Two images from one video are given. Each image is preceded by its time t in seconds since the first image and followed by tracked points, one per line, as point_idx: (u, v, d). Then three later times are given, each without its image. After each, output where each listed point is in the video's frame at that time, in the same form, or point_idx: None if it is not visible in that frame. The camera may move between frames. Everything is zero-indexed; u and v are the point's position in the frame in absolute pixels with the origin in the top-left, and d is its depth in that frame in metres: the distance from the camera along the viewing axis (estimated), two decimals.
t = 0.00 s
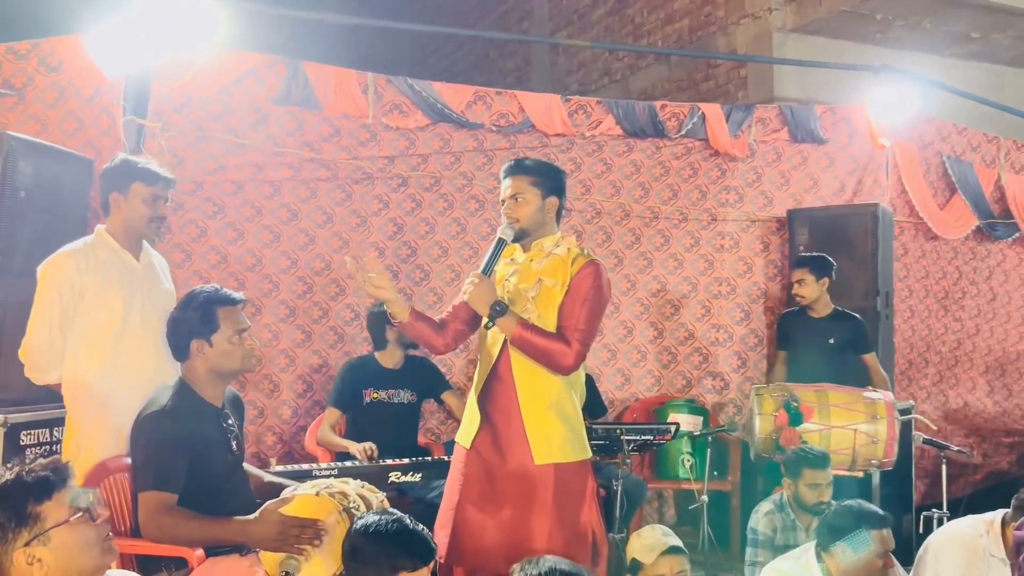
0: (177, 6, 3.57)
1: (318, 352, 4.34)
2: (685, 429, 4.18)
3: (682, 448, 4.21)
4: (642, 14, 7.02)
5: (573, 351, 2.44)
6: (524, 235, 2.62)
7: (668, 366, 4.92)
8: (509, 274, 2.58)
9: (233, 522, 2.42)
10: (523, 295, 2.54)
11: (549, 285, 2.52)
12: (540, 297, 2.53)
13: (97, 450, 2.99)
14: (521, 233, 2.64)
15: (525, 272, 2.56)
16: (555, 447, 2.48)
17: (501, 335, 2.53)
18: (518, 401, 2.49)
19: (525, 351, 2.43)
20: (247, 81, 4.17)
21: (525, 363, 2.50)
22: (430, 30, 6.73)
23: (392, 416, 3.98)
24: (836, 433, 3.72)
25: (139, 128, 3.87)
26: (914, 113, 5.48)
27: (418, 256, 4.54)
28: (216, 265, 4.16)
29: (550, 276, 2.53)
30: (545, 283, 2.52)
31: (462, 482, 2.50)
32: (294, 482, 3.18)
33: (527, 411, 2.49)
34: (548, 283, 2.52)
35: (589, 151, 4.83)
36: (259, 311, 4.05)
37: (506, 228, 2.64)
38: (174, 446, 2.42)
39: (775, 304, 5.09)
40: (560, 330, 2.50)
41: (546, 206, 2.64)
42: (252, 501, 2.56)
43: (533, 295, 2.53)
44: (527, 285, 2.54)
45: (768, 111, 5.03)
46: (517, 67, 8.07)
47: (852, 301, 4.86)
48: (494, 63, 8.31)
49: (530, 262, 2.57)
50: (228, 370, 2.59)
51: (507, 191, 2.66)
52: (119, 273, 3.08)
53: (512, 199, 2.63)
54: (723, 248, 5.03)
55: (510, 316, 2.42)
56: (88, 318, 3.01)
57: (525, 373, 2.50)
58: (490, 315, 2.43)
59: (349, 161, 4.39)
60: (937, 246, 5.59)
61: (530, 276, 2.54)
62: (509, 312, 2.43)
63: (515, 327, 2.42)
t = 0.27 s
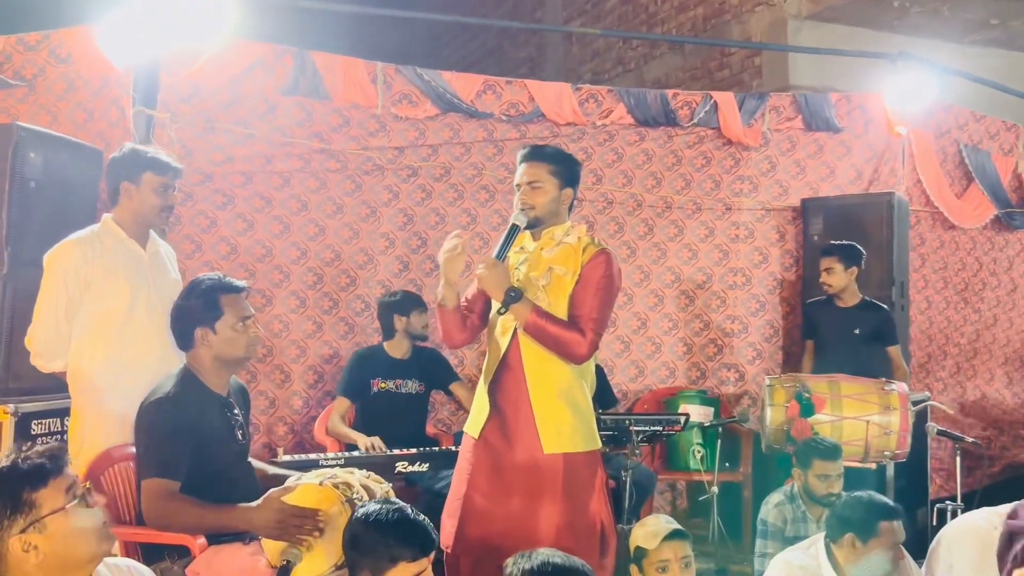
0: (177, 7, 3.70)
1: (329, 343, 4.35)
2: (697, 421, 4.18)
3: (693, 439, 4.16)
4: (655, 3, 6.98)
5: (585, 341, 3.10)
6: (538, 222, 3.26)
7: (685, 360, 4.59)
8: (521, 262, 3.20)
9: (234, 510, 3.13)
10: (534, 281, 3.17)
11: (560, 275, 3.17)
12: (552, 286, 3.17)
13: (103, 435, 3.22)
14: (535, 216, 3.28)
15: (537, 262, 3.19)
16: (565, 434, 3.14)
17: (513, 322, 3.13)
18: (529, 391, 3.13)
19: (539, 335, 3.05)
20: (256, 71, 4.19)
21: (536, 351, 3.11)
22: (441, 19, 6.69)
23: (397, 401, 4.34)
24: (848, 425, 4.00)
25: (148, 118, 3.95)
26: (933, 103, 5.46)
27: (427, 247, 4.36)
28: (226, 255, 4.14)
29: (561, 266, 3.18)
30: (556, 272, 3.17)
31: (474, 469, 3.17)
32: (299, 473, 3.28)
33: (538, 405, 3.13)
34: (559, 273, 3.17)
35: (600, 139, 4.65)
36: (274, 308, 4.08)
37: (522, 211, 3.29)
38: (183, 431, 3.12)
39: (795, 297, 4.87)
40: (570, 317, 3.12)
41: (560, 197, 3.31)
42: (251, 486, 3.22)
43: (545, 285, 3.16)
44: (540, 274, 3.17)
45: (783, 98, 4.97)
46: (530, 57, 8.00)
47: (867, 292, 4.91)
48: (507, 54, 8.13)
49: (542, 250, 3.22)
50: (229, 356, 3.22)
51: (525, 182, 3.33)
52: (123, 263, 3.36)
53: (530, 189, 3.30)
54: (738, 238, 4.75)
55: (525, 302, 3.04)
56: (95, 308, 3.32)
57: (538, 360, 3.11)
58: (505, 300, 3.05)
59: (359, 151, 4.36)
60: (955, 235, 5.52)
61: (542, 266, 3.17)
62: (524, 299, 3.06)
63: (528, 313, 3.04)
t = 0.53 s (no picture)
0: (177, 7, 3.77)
1: (341, 331, 4.33)
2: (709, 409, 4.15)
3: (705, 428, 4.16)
4: None
5: (614, 326, 3.11)
6: (561, 206, 3.25)
7: (698, 347, 4.52)
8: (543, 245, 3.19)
9: (240, 494, 3.11)
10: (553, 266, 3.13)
11: (581, 259, 3.15)
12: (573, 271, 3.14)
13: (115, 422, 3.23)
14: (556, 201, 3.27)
15: (557, 246, 3.18)
16: (583, 419, 3.14)
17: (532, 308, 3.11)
18: (551, 375, 3.13)
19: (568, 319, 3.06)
20: (267, 60, 4.18)
21: (559, 332, 3.11)
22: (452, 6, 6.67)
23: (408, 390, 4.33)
24: (859, 413, 4.04)
25: (157, 106, 3.99)
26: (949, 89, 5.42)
27: (439, 237, 4.36)
28: (237, 244, 4.14)
29: (582, 251, 3.17)
30: (578, 256, 3.16)
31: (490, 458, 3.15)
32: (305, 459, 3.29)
33: (556, 392, 3.12)
34: (581, 258, 3.16)
35: (611, 127, 4.63)
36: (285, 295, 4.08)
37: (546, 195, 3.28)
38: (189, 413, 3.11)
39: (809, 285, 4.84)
40: (596, 300, 3.11)
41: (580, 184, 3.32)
42: (262, 471, 3.22)
43: (566, 267, 3.13)
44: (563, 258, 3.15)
45: (796, 85, 4.93)
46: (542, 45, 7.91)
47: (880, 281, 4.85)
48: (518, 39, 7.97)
49: (563, 237, 3.19)
50: (237, 344, 3.20)
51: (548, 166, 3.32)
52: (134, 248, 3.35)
53: (555, 172, 3.30)
54: (753, 225, 4.67)
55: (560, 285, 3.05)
56: (107, 294, 3.33)
57: (559, 342, 3.11)
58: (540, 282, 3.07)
59: (369, 140, 4.35)
60: (971, 223, 5.46)
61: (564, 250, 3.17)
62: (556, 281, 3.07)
63: (562, 296, 3.04)
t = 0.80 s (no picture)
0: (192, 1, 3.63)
1: (353, 324, 4.38)
2: (719, 403, 4.24)
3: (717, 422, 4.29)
4: None
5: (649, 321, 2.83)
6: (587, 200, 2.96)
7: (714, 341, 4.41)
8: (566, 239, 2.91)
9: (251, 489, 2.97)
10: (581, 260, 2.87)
11: (610, 253, 2.89)
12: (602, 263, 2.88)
13: (129, 417, 3.21)
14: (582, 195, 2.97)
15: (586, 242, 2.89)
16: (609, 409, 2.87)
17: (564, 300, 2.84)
18: (580, 355, 2.85)
19: (610, 313, 2.79)
20: (279, 54, 4.22)
21: (592, 320, 2.85)
22: None
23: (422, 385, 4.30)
24: (875, 408, 3.80)
25: (171, 100, 3.96)
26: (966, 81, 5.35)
27: (451, 231, 4.27)
28: (250, 237, 4.22)
29: (608, 244, 2.90)
30: (607, 250, 2.89)
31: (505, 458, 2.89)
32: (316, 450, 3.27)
33: (591, 378, 2.85)
34: (608, 251, 2.89)
35: (623, 118, 4.54)
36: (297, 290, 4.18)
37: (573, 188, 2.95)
38: (202, 408, 2.97)
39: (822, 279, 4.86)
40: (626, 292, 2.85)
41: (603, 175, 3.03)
42: (275, 462, 3.12)
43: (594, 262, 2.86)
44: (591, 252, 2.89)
45: (810, 77, 4.89)
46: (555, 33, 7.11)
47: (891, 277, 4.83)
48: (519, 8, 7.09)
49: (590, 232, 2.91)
50: (252, 338, 3.08)
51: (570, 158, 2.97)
52: (151, 239, 3.34)
53: (579, 166, 2.96)
54: (770, 217, 4.59)
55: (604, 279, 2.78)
56: (123, 284, 3.29)
57: (592, 333, 2.86)
58: (584, 277, 2.77)
59: (382, 134, 4.27)
60: (987, 216, 5.44)
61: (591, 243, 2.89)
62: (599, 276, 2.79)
63: (605, 291, 2.77)
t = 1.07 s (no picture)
0: None
1: (362, 323, 4.32)
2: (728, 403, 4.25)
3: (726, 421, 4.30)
4: None
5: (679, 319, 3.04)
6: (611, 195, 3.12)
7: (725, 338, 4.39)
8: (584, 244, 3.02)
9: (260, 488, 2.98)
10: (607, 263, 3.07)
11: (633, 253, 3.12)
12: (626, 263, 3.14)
13: (141, 415, 3.20)
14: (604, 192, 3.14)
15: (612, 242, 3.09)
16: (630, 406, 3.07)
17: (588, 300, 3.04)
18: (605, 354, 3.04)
19: (650, 310, 2.99)
20: (288, 50, 4.31)
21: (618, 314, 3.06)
22: None
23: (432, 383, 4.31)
24: (887, 408, 3.80)
25: (180, 98, 3.98)
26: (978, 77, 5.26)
27: (460, 229, 4.18)
28: (258, 235, 4.21)
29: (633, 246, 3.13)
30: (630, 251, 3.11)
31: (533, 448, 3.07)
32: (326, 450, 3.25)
33: (618, 376, 3.04)
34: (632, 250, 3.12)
35: (632, 116, 4.60)
36: (305, 287, 4.13)
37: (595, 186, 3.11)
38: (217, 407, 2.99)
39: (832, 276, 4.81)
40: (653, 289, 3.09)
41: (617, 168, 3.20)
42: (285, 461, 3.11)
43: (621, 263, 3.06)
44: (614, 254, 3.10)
45: (820, 74, 4.80)
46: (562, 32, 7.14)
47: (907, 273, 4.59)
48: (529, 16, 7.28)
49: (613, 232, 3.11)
50: (262, 338, 3.07)
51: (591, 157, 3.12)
52: (165, 238, 3.34)
53: (601, 164, 3.12)
54: (780, 215, 4.56)
55: (647, 278, 2.97)
56: (137, 281, 3.29)
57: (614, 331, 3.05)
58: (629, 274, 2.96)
59: (390, 130, 4.25)
60: (996, 213, 5.39)
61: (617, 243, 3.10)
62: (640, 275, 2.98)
63: (645, 289, 2.97)
